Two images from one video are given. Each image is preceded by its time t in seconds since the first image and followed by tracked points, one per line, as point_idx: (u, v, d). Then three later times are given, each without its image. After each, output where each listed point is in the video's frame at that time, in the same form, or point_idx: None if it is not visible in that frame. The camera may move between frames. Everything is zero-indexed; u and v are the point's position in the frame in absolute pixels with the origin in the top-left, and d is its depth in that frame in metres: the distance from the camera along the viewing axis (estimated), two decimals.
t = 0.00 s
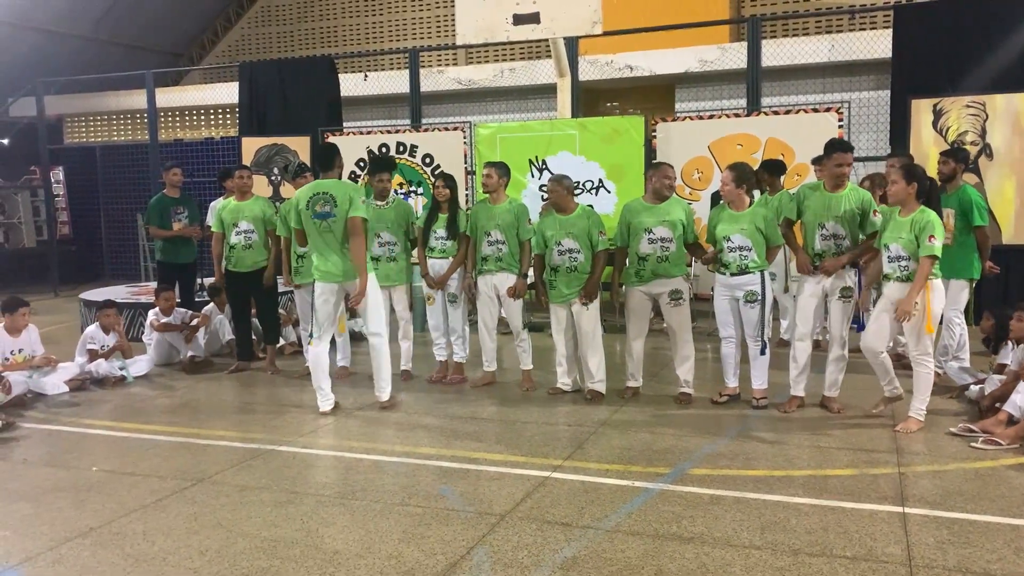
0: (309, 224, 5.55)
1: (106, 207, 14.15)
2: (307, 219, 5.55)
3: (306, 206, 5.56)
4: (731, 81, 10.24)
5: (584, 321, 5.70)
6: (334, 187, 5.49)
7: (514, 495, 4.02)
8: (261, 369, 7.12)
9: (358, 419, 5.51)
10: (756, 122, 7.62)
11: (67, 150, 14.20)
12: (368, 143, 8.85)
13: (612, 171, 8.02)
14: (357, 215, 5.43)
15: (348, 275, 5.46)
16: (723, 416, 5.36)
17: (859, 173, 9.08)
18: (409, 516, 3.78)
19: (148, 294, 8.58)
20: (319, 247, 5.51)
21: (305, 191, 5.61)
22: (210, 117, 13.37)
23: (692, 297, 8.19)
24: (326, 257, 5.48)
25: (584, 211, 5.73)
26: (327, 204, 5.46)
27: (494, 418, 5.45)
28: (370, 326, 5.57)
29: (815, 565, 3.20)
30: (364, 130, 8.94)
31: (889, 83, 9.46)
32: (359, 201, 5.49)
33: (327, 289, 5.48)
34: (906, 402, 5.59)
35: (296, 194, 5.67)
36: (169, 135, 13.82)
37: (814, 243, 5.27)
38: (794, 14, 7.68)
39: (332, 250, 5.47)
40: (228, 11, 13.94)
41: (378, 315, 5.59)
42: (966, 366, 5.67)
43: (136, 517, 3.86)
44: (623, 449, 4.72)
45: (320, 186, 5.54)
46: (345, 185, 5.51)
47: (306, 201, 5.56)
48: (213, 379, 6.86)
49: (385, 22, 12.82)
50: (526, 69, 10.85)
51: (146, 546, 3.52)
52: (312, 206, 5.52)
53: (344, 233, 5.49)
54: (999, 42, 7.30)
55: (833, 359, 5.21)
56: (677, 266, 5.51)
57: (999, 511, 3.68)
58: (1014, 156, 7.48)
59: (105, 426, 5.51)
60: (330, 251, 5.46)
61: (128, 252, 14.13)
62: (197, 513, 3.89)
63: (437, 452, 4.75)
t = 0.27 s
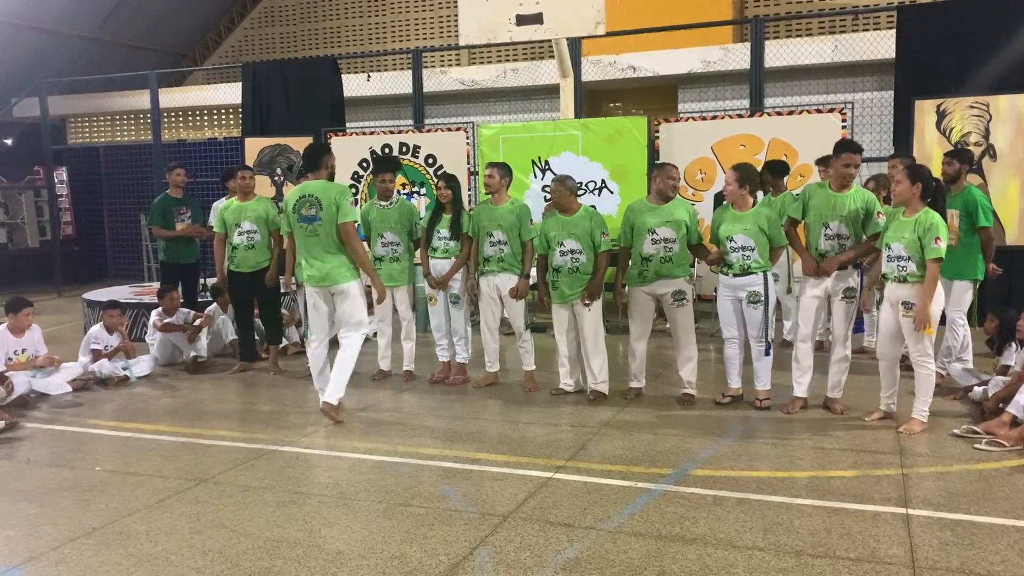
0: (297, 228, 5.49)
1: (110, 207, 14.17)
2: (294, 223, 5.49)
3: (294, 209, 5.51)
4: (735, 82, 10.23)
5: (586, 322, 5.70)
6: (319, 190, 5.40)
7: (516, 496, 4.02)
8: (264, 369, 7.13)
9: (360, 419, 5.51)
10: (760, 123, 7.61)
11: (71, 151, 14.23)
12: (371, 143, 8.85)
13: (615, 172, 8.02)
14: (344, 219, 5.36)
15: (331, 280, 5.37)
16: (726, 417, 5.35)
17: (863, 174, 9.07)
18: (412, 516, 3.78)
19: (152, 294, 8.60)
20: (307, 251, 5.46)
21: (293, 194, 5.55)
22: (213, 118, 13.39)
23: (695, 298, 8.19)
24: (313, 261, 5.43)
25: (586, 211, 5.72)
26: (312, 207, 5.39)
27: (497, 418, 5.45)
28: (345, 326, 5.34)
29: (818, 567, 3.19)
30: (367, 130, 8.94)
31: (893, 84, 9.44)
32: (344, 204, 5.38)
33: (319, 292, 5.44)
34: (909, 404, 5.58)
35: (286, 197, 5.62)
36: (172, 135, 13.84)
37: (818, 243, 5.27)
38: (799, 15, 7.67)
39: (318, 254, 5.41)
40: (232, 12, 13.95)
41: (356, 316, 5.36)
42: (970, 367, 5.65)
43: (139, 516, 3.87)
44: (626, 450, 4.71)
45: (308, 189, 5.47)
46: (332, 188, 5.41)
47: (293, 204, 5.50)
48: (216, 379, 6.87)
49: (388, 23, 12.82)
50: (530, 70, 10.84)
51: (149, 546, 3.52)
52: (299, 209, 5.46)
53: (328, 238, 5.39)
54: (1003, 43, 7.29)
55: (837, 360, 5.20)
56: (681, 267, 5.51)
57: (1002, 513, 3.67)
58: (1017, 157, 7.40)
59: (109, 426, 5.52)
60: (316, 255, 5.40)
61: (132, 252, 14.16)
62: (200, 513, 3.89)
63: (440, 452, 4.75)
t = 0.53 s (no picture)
0: (285, 229, 5.17)
1: (111, 207, 14.18)
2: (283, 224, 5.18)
3: (284, 208, 5.19)
4: (736, 82, 10.22)
5: (586, 322, 5.70)
6: (316, 192, 5.13)
7: (518, 496, 4.02)
8: (265, 369, 7.13)
9: (362, 419, 5.51)
10: (761, 123, 7.60)
11: (72, 150, 14.24)
12: (373, 143, 8.84)
13: (617, 172, 8.01)
14: (344, 226, 5.16)
15: (319, 286, 5.07)
16: (728, 417, 5.34)
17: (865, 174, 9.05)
18: (413, 516, 3.79)
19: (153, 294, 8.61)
20: (294, 254, 5.16)
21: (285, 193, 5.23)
22: (215, 118, 13.39)
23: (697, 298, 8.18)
24: (300, 265, 5.14)
25: (588, 211, 5.72)
26: (306, 209, 5.10)
27: (499, 418, 5.45)
28: (325, 338, 5.07)
29: (820, 567, 3.19)
30: (369, 130, 8.94)
31: (895, 84, 9.44)
32: (343, 209, 5.15)
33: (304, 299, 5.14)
34: (910, 404, 5.57)
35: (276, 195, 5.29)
36: (174, 135, 13.84)
37: (820, 242, 5.27)
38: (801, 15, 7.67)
39: (306, 258, 5.12)
40: (234, 12, 13.97)
41: (335, 325, 5.08)
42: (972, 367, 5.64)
43: (140, 516, 3.87)
44: (628, 450, 4.71)
45: (302, 189, 5.17)
46: (329, 191, 5.13)
47: (285, 204, 5.18)
48: (217, 379, 6.87)
49: (390, 23, 12.82)
50: (532, 70, 10.83)
51: (151, 546, 3.53)
52: (290, 209, 5.14)
53: (320, 242, 5.12)
54: (1005, 43, 7.30)
55: (839, 361, 5.19)
56: (683, 267, 5.50)
57: (1004, 513, 3.67)
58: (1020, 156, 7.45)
59: (110, 425, 5.53)
60: (305, 259, 5.11)
61: (133, 252, 14.17)
62: (202, 513, 3.89)
63: (442, 452, 4.76)
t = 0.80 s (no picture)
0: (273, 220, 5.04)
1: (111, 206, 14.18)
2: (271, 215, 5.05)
3: (274, 199, 5.06)
4: (737, 81, 10.22)
5: (586, 323, 5.69)
6: (308, 187, 5.00)
7: (518, 495, 4.02)
8: (266, 368, 7.13)
9: (362, 418, 5.50)
10: (762, 123, 7.59)
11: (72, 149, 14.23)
12: (374, 142, 8.84)
13: (617, 171, 8.01)
14: (329, 224, 4.98)
15: (301, 282, 4.98)
16: (728, 417, 5.34)
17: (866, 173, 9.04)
18: (413, 516, 3.78)
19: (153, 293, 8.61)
20: (278, 246, 5.04)
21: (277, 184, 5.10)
22: (215, 117, 13.38)
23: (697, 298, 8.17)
24: (283, 258, 5.02)
25: (588, 211, 5.72)
26: (295, 202, 4.97)
27: (499, 418, 5.44)
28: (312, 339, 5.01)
29: (820, 567, 3.19)
30: (369, 130, 8.94)
31: (896, 84, 9.43)
32: (333, 208, 5.00)
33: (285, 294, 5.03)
34: (910, 404, 5.56)
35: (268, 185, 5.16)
36: (174, 133, 13.84)
37: (821, 242, 5.27)
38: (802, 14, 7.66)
39: (290, 252, 5.00)
40: (234, 11, 13.96)
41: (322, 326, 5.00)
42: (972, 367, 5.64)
43: (140, 515, 3.87)
44: (628, 450, 4.70)
45: (295, 182, 5.05)
46: (321, 188, 5.01)
47: (275, 194, 5.05)
48: (217, 378, 6.86)
49: (391, 22, 12.81)
50: (532, 69, 10.83)
51: (151, 545, 3.52)
52: (279, 200, 5.01)
53: (305, 238, 4.99)
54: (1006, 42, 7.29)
55: (839, 360, 5.19)
56: (684, 266, 5.50)
57: (1004, 513, 3.66)
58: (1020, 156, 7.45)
59: (110, 424, 5.52)
60: (289, 254, 4.99)
61: (134, 252, 14.16)
62: (201, 512, 3.89)
63: (442, 451, 4.75)
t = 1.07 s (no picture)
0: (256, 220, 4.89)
1: (111, 204, 14.18)
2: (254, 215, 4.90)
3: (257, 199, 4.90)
4: (737, 80, 10.22)
5: (586, 321, 5.69)
6: (291, 186, 4.83)
7: (517, 494, 4.02)
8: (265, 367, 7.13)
9: (361, 417, 5.50)
10: (762, 122, 7.59)
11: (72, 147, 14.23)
12: (373, 141, 8.83)
13: (617, 170, 8.01)
14: (309, 224, 4.77)
15: (286, 283, 4.85)
16: (728, 416, 5.34)
17: (866, 172, 9.04)
18: (412, 514, 3.78)
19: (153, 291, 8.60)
20: (263, 247, 4.90)
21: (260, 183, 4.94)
22: (215, 115, 13.38)
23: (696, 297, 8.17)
24: (268, 259, 4.88)
25: (587, 210, 5.72)
26: (278, 202, 4.80)
27: (498, 416, 5.44)
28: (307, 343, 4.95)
29: (819, 566, 3.19)
30: (369, 128, 8.93)
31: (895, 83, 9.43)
32: (314, 207, 4.80)
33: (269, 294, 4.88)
34: (909, 403, 5.56)
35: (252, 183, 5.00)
36: (173, 132, 13.83)
37: (820, 241, 5.28)
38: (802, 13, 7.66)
39: (276, 254, 4.86)
40: (234, 9, 13.95)
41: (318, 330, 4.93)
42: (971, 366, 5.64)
43: (140, 514, 3.87)
44: (627, 449, 4.70)
45: (278, 181, 4.88)
46: (304, 187, 4.83)
47: (258, 194, 4.89)
48: (216, 377, 6.86)
49: (390, 20, 12.80)
50: (532, 68, 10.82)
51: (150, 544, 3.52)
52: (262, 200, 4.85)
53: (288, 239, 4.83)
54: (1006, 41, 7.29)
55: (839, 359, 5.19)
56: (684, 266, 5.51)
57: (1003, 512, 3.67)
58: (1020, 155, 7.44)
59: (110, 423, 5.52)
60: (273, 255, 4.84)
61: (134, 251, 14.15)
62: (201, 510, 3.89)
63: (442, 450, 4.75)
